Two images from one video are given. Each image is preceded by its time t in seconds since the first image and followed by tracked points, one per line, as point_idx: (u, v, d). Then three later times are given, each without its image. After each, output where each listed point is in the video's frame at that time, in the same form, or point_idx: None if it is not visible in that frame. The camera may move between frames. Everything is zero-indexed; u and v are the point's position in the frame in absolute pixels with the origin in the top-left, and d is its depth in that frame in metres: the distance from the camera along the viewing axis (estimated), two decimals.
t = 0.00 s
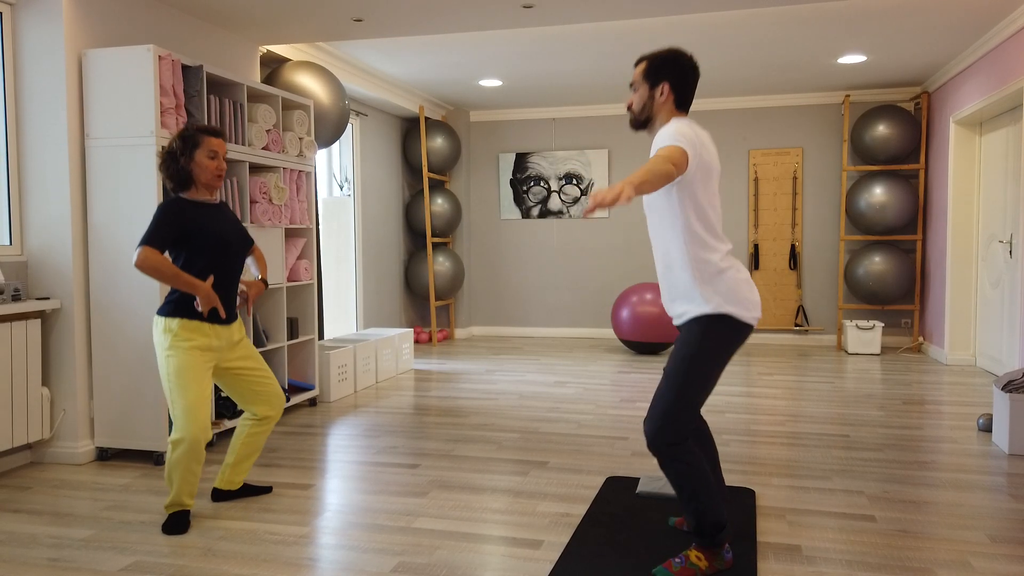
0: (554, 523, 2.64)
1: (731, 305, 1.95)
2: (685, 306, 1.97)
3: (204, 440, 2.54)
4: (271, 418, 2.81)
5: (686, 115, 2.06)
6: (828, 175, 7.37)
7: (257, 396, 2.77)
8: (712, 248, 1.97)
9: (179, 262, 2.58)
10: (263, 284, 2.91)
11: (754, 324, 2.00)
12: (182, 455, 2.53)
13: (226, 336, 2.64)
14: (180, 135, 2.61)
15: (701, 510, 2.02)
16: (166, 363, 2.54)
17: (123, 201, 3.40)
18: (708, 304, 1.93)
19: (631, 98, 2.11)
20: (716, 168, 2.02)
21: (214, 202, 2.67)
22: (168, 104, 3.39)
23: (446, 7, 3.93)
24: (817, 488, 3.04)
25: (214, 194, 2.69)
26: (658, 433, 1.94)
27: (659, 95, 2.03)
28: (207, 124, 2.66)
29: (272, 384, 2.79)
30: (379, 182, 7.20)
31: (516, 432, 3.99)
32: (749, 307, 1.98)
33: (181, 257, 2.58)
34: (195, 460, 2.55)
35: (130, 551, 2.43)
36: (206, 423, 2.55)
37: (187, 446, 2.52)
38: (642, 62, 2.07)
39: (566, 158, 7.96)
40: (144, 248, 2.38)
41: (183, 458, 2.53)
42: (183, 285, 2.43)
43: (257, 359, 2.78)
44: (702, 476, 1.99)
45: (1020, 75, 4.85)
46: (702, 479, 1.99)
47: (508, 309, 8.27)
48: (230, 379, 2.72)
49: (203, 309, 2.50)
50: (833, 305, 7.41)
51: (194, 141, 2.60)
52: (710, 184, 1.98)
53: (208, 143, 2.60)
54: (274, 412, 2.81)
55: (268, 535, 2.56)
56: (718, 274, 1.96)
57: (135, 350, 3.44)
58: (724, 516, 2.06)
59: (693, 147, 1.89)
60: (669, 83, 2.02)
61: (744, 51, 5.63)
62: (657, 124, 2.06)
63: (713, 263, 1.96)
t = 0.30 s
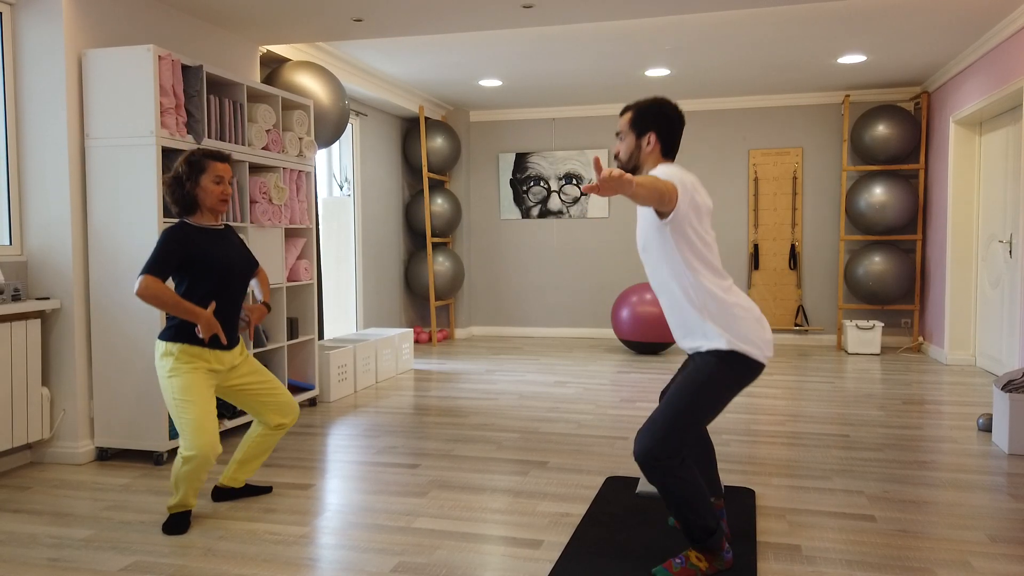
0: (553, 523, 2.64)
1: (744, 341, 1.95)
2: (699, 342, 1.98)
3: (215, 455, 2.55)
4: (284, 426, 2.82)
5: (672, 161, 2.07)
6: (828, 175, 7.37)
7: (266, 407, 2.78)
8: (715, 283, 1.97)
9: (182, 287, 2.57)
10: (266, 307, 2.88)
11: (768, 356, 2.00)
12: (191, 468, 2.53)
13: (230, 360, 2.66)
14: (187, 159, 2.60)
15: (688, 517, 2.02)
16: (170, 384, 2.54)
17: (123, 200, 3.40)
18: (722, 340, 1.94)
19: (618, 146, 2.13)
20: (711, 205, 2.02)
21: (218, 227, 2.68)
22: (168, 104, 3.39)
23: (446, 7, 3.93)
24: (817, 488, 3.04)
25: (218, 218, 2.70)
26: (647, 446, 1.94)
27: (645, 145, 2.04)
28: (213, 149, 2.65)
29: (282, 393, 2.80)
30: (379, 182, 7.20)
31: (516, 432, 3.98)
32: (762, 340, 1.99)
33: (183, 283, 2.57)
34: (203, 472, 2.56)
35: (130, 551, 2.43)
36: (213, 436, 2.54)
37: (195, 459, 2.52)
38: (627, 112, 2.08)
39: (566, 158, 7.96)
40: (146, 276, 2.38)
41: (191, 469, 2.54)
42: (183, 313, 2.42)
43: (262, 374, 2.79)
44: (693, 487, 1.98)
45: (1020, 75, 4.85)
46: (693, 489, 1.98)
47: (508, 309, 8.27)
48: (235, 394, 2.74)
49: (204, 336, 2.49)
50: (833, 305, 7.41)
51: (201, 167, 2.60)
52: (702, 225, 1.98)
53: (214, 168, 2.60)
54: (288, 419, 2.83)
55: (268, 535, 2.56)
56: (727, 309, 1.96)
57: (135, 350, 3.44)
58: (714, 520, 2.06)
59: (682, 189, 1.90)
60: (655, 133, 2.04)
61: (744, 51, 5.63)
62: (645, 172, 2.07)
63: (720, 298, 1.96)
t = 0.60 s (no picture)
0: (553, 523, 2.64)
1: (745, 355, 1.96)
2: (699, 356, 2.00)
3: (224, 457, 2.56)
4: (287, 429, 2.83)
5: (666, 180, 2.08)
6: (828, 175, 7.37)
7: (270, 411, 2.78)
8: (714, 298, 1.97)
9: (185, 297, 2.58)
10: (269, 316, 2.90)
11: (770, 369, 2.01)
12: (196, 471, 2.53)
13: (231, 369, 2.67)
14: (193, 169, 2.62)
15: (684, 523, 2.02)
16: (174, 390, 2.56)
17: (123, 200, 3.40)
18: (722, 355, 1.95)
19: (613, 164, 2.13)
20: (705, 220, 2.02)
21: (224, 236, 2.69)
22: (168, 105, 3.39)
23: (446, 7, 3.93)
24: (817, 487, 3.04)
25: (224, 228, 2.71)
26: (644, 452, 1.94)
27: (639, 164, 2.05)
28: (220, 158, 2.66)
29: (285, 395, 2.80)
30: (379, 182, 7.21)
31: (516, 432, 3.99)
32: (763, 353, 2.00)
33: (187, 293, 2.58)
34: (209, 475, 2.56)
35: (130, 551, 2.43)
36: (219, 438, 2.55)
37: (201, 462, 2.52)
38: (622, 132, 2.09)
39: (566, 158, 7.96)
40: (149, 287, 2.39)
41: (197, 471, 2.53)
42: (186, 323, 2.43)
43: (264, 378, 2.79)
44: (689, 494, 1.97)
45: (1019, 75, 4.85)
46: (688, 495, 1.97)
47: (508, 309, 8.27)
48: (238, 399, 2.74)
49: (208, 345, 2.50)
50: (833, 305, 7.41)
51: (207, 176, 2.61)
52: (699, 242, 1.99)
53: (220, 177, 2.62)
54: (290, 422, 2.83)
55: (268, 535, 2.56)
56: (725, 325, 1.97)
57: (134, 350, 3.44)
58: (710, 522, 2.05)
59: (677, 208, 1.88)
60: (649, 152, 2.04)
61: (743, 51, 5.63)
62: (640, 190, 2.08)
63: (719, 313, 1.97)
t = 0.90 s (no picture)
0: (553, 523, 2.65)
1: (738, 341, 1.96)
2: (692, 340, 1.99)
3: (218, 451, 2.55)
4: (282, 425, 2.82)
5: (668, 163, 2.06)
6: (828, 175, 7.37)
7: (267, 405, 2.78)
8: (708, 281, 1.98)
9: (187, 283, 2.58)
10: (270, 303, 2.89)
11: (762, 355, 2.01)
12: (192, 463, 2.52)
13: (232, 355, 2.66)
14: (196, 155, 2.63)
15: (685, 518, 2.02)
16: (173, 378, 2.55)
17: (122, 200, 3.40)
18: (714, 339, 1.94)
19: (615, 144, 2.12)
20: (705, 204, 2.03)
21: (225, 223, 2.68)
22: (168, 105, 3.40)
23: (446, 7, 3.93)
24: (817, 487, 3.04)
25: (224, 215, 2.70)
26: (644, 445, 1.94)
27: (642, 144, 2.04)
28: (221, 144, 2.68)
29: (283, 390, 2.80)
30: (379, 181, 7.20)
31: (516, 432, 3.99)
32: (756, 339, 1.99)
33: (189, 279, 2.58)
34: (205, 467, 2.55)
35: (130, 551, 2.43)
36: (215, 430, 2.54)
37: (198, 455, 2.51)
38: (626, 110, 2.08)
39: (566, 158, 7.96)
40: (151, 271, 2.39)
41: (193, 466, 2.53)
42: (189, 307, 2.43)
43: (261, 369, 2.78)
44: (686, 485, 1.97)
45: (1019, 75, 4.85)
46: (684, 486, 1.96)
47: (508, 309, 8.27)
48: (236, 391, 2.74)
49: (209, 331, 2.48)
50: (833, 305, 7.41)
51: (209, 162, 2.62)
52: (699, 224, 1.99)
53: (222, 163, 2.62)
54: (286, 417, 2.82)
55: (268, 535, 2.56)
56: (718, 310, 1.97)
57: (134, 350, 3.44)
58: (711, 518, 2.05)
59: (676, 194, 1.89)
60: (652, 132, 2.03)
61: (743, 51, 5.63)
62: (640, 170, 2.07)
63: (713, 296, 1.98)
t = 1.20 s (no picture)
0: (553, 523, 2.65)
1: (721, 294, 1.96)
2: (674, 296, 2.00)
3: (207, 434, 2.55)
4: (270, 417, 2.80)
5: (684, 105, 2.06)
6: (828, 175, 7.37)
7: (256, 397, 2.76)
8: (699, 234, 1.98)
9: (185, 258, 2.57)
10: (269, 279, 2.91)
11: (745, 310, 2.01)
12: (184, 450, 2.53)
13: (232, 331, 2.64)
14: (189, 129, 2.61)
15: (697, 503, 2.03)
16: (170, 357, 2.54)
17: (122, 201, 3.40)
18: (695, 294, 1.95)
19: (631, 84, 2.12)
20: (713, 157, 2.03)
21: (221, 197, 2.67)
22: (168, 104, 3.39)
23: (446, 7, 3.93)
24: (816, 487, 3.04)
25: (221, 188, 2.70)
26: (655, 423, 1.96)
27: (657, 83, 2.04)
28: (215, 118, 2.66)
29: (271, 385, 2.78)
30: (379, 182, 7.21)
31: (515, 432, 3.99)
32: (739, 294, 1.99)
33: (186, 254, 2.57)
34: (196, 450, 2.54)
35: (130, 551, 2.43)
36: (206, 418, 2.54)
37: (190, 441, 2.52)
38: (644, 50, 2.08)
39: (565, 158, 7.96)
40: (149, 244, 2.39)
41: (186, 453, 2.53)
42: (187, 279, 2.42)
43: (258, 353, 2.77)
44: (699, 464, 1.99)
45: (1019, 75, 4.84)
46: (696, 466, 1.98)
47: (508, 309, 8.27)
48: (230, 378, 2.72)
49: (210, 305, 2.48)
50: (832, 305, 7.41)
51: (202, 136, 2.60)
52: (705, 175, 1.99)
53: (216, 135, 2.60)
54: (272, 410, 2.81)
55: (268, 535, 2.56)
56: (704, 264, 1.97)
57: (134, 350, 3.44)
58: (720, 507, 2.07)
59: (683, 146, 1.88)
60: (668, 71, 2.02)
61: (742, 51, 5.63)
62: (655, 111, 2.06)
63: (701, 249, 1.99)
